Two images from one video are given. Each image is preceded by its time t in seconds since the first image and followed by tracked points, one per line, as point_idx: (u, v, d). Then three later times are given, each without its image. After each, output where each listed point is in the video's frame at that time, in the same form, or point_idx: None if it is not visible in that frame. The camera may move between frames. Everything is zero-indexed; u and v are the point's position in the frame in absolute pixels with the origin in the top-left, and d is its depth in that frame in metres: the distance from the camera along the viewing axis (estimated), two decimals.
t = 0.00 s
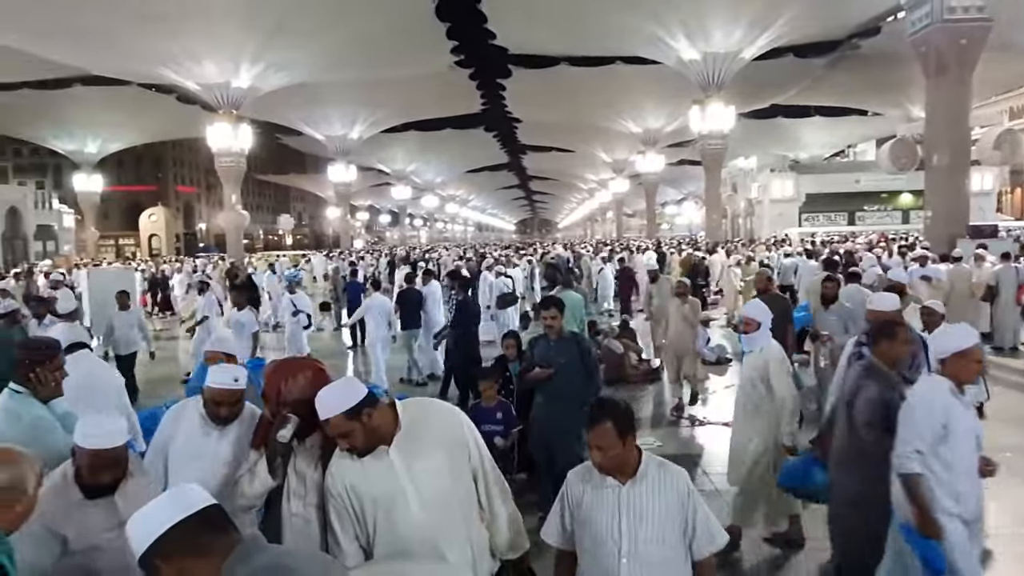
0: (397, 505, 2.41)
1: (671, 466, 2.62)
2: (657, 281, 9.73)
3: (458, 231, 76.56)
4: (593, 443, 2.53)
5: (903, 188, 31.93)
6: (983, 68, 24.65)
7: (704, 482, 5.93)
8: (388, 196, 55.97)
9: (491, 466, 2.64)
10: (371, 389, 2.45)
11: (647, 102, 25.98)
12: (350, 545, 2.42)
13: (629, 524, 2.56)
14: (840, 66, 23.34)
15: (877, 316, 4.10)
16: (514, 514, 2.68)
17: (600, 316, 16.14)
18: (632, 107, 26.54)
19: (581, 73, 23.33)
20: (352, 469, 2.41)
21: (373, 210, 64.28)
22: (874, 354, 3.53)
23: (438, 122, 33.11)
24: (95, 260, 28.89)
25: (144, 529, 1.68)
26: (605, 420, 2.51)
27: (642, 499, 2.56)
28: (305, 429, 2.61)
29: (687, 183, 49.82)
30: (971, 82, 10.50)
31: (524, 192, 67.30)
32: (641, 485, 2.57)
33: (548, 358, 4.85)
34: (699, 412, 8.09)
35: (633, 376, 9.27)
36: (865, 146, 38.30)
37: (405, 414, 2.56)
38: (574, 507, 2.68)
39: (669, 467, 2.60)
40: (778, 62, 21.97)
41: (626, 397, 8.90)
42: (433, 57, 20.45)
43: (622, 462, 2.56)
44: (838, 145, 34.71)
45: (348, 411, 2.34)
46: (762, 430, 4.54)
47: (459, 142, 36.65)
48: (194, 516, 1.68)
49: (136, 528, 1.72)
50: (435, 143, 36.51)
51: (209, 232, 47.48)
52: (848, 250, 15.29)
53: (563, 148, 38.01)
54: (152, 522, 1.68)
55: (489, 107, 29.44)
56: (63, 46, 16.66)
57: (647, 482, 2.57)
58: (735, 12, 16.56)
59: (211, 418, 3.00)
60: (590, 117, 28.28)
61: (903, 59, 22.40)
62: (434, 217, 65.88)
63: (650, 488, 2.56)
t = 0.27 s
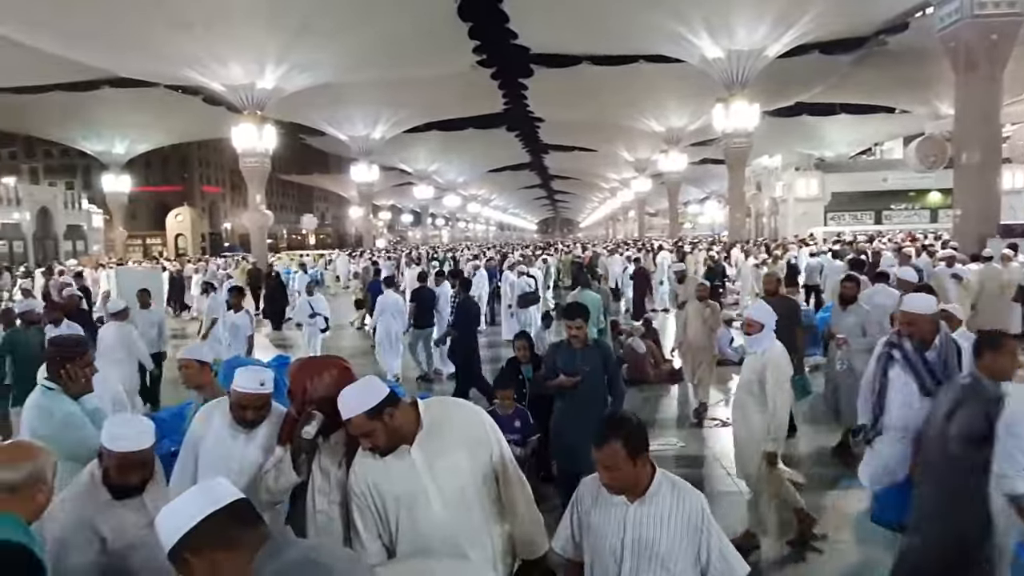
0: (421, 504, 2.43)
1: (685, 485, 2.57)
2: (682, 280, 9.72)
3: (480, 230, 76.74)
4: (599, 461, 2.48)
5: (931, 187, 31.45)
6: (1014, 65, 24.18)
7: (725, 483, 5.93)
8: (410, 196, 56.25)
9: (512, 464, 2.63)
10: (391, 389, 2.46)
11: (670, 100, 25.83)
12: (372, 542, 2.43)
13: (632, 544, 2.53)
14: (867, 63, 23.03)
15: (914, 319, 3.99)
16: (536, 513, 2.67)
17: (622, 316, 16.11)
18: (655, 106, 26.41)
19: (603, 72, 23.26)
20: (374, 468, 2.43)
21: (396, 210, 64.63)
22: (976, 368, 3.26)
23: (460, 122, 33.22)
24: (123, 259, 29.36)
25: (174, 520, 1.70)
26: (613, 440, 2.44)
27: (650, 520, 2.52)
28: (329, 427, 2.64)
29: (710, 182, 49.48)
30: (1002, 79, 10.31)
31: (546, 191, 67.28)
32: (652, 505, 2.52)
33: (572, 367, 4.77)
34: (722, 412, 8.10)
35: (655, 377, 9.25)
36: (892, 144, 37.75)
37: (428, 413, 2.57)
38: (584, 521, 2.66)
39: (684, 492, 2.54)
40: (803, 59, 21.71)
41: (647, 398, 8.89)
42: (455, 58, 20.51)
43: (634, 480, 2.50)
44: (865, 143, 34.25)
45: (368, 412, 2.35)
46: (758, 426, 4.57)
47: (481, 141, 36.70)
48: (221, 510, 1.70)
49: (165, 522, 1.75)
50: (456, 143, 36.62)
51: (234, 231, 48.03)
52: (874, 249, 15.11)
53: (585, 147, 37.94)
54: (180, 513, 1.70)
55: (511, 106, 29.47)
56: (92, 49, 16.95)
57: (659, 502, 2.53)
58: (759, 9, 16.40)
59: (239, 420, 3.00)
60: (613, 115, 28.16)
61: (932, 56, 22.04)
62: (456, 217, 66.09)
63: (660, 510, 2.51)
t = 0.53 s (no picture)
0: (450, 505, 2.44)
1: (699, 507, 2.44)
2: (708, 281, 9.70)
3: (504, 230, 76.87)
4: (612, 481, 2.38)
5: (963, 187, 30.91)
6: None
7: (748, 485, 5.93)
8: (434, 196, 56.51)
9: (539, 464, 2.64)
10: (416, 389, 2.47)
11: (695, 100, 25.65)
12: (400, 541, 2.42)
13: (640, 564, 2.42)
14: (897, 60, 22.68)
15: (952, 321, 3.71)
16: (564, 512, 2.69)
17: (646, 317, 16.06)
18: (680, 105, 26.25)
19: (628, 71, 23.17)
20: (401, 467, 2.43)
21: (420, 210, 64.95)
22: None
23: (484, 122, 33.29)
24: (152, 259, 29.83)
25: (206, 513, 1.73)
26: (624, 460, 2.33)
27: (660, 544, 2.39)
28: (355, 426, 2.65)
29: (735, 182, 49.08)
30: None
31: (570, 191, 67.23)
32: (664, 529, 2.40)
33: (610, 375, 4.65)
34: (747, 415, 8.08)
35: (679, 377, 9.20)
36: (923, 142, 37.15)
37: (453, 413, 2.58)
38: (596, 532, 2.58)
39: (700, 521, 2.40)
40: (831, 57, 21.43)
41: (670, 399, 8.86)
42: (479, 58, 20.57)
43: (648, 503, 2.38)
44: (894, 142, 33.74)
45: (395, 412, 2.35)
46: (758, 424, 4.56)
47: (505, 141, 36.77)
48: (254, 504, 1.73)
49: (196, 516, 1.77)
50: (480, 143, 36.70)
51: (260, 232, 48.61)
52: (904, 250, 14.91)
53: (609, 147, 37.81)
54: (213, 506, 1.73)
55: (535, 107, 29.47)
56: (123, 53, 17.24)
57: (670, 527, 2.39)
58: (786, 7, 16.23)
59: (269, 420, 3.03)
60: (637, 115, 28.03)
61: (964, 53, 21.66)
62: (479, 217, 66.27)
63: (674, 536, 2.38)
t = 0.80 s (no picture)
0: (481, 503, 2.46)
1: (700, 512, 2.28)
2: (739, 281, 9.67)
3: (530, 230, 76.88)
4: (599, 490, 2.30)
5: (999, 185, 30.26)
6: None
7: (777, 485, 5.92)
8: (460, 196, 56.71)
9: (572, 463, 2.64)
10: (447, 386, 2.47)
11: (723, 98, 25.41)
12: (433, 537, 2.44)
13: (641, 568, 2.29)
14: (931, 56, 22.25)
15: (976, 324, 3.52)
16: (596, 512, 2.68)
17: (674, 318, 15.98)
18: (708, 104, 26.02)
19: (655, 70, 23.02)
20: (433, 464, 2.45)
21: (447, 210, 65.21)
22: None
23: (510, 122, 33.32)
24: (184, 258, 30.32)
25: (243, 505, 1.76)
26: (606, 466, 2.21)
27: (658, 552, 2.24)
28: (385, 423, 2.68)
29: (765, 181, 48.57)
30: None
31: (597, 191, 67.07)
32: (660, 540, 2.24)
33: (646, 381, 4.36)
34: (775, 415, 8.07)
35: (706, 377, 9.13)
36: (958, 140, 36.42)
37: (483, 410, 2.59)
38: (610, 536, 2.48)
39: (698, 524, 2.23)
40: (863, 54, 21.09)
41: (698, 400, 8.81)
42: (506, 58, 20.61)
43: (641, 512, 2.25)
44: (928, 139, 33.11)
45: (426, 410, 2.36)
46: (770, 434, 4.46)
47: (531, 141, 36.76)
48: (291, 496, 1.76)
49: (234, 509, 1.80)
50: (507, 143, 36.72)
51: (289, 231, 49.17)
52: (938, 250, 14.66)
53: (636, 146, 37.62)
54: (250, 498, 1.75)
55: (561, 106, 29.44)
56: (157, 56, 17.54)
57: (666, 536, 2.24)
58: (817, 4, 16.02)
59: (304, 420, 3.06)
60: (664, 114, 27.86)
61: (1001, 48, 21.20)
62: (506, 217, 66.36)
63: (671, 544, 2.22)
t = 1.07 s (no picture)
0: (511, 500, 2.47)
1: (678, 511, 2.23)
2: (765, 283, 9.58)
3: (553, 231, 76.77)
4: (570, 494, 2.19)
5: None
6: None
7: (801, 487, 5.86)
8: (483, 197, 56.81)
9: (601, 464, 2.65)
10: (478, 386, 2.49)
11: (749, 97, 25.18)
12: (458, 533, 2.46)
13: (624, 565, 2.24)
14: (963, 53, 21.86)
15: (978, 325, 3.32)
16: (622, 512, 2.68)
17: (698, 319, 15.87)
18: (734, 103, 25.80)
19: (680, 70, 22.87)
20: (462, 462, 2.46)
21: (470, 211, 65.36)
22: None
23: (533, 122, 33.31)
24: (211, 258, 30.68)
25: (277, 500, 1.78)
26: (577, 465, 2.13)
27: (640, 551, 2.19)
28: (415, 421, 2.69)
29: (790, 182, 48.06)
30: None
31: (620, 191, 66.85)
32: (638, 540, 2.20)
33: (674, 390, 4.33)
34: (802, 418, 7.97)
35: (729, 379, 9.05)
36: (990, 139, 35.74)
37: (513, 411, 2.61)
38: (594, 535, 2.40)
39: (677, 523, 2.19)
40: (892, 52, 20.78)
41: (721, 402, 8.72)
42: (530, 59, 20.64)
43: (618, 514, 2.18)
44: (959, 138, 32.54)
45: (459, 409, 2.38)
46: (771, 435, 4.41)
47: (554, 142, 36.71)
48: (326, 490, 1.78)
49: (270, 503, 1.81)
50: (530, 143, 36.70)
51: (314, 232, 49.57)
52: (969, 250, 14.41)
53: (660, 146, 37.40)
54: (287, 493, 1.77)
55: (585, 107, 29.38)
56: (186, 58, 17.79)
57: (645, 536, 2.19)
58: (846, 2, 15.82)
59: (332, 419, 3.09)
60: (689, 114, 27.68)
61: None
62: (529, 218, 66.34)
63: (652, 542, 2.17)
